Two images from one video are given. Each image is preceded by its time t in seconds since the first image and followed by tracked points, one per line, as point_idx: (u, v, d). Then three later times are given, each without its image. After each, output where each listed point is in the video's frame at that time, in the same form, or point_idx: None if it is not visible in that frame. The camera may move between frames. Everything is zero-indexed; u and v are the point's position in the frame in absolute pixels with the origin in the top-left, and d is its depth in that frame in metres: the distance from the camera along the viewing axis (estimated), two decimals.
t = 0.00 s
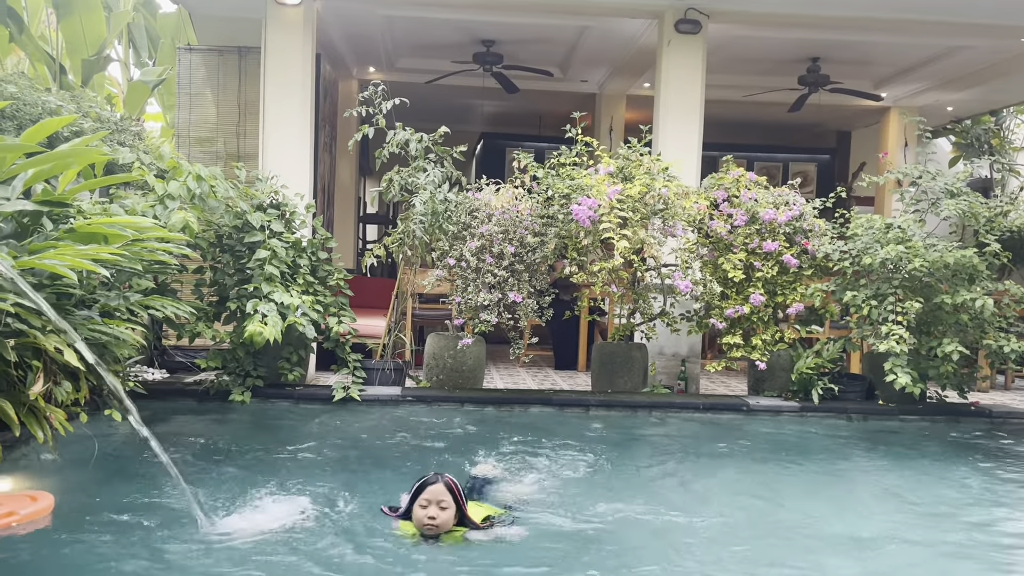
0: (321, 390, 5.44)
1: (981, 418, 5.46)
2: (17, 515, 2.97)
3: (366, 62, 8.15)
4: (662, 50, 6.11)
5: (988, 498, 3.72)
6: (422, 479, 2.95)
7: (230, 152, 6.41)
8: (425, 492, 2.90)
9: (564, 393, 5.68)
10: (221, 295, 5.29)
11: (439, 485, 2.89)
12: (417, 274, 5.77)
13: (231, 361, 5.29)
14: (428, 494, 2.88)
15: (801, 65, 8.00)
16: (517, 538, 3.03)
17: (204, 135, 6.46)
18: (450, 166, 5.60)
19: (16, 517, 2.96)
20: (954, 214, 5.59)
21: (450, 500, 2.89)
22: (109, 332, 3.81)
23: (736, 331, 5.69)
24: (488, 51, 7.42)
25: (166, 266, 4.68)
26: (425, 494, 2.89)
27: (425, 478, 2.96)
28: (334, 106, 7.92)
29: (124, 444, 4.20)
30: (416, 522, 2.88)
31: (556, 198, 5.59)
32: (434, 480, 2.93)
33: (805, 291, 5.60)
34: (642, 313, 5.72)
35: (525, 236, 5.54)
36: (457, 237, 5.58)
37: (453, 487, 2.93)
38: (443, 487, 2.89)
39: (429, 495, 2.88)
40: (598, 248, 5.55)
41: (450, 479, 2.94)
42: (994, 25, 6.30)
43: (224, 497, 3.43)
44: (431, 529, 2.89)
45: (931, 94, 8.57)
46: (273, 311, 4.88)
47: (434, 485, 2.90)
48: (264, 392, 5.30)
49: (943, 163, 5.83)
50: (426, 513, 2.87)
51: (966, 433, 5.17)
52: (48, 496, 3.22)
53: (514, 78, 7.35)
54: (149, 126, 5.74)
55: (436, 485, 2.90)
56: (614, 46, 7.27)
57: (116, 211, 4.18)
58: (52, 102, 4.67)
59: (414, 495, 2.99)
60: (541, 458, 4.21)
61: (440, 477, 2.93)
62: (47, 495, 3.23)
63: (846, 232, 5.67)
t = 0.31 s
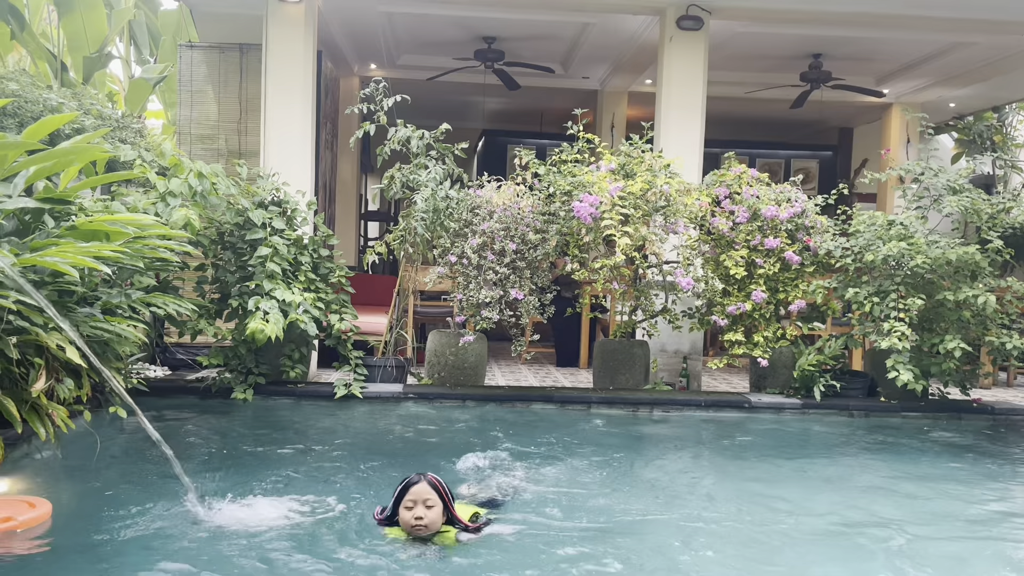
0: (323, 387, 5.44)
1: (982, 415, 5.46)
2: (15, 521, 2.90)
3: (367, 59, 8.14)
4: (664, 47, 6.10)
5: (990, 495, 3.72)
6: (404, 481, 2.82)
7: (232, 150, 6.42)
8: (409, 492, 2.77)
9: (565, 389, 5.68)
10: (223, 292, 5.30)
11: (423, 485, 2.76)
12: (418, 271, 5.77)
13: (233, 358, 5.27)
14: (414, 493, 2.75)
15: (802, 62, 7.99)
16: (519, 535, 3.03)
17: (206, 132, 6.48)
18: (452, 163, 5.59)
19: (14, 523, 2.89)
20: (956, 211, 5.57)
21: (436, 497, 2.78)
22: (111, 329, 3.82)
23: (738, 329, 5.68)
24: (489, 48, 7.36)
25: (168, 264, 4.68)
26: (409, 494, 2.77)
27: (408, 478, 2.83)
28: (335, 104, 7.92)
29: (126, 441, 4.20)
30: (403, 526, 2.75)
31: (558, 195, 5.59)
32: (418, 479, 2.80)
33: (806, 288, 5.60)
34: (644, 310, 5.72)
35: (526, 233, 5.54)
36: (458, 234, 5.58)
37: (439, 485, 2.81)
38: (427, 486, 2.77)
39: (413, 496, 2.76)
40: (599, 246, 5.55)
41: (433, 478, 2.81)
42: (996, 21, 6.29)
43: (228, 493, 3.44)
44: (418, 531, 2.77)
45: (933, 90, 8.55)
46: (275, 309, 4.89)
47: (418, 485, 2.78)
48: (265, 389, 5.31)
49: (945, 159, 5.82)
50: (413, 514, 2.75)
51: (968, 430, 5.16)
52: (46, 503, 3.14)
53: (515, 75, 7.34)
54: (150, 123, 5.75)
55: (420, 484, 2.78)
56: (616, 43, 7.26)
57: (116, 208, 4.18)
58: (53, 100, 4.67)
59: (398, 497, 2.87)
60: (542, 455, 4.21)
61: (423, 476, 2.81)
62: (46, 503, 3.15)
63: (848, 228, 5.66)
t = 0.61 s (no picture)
0: (323, 383, 5.45)
1: (983, 411, 5.46)
2: (24, 509, 3.00)
3: (368, 55, 8.13)
4: (665, 42, 6.09)
5: (991, 492, 3.72)
6: (398, 479, 2.71)
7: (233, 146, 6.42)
8: (404, 492, 2.66)
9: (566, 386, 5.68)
10: (224, 288, 5.30)
11: (419, 485, 2.66)
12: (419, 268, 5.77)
13: (234, 355, 5.27)
14: (409, 493, 2.64)
15: (804, 58, 7.97)
16: (521, 532, 3.03)
17: (207, 128, 6.49)
18: (452, 159, 5.57)
19: (22, 511, 2.98)
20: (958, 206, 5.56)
21: (432, 498, 2.67)
22: (112, 326, 3.82)
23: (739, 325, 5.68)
24: (491, 44, 7.42)
25: (168, 260, 4.67)
26: (404, 495, 2.66)
27: (401, 478, 2.71)
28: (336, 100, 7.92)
29: (126, 438, 4.20)
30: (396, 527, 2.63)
31: (559, 192, 5.58)
32: (412, 479, 2.68)
33: (807, 284, 5.59)
34: (644, 307, 5.72)
35: (527, 229, 5.53)
36: (459, 230, 5.57)
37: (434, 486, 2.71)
38: (423, 486, 2.67)
39: (409, 496, 2.65)
40: (599, 242, 5.54)
41: (429, 478, 2.71)
42: (998, 17, 6.26)
43: (228, 490, 3.44)
44: (412, 533, 2.65)
45: (935, 86, 8.52)
46: (275, 305, 4.88)
47: (413, 484, 2.67)
48: (266, 386, 5.31)
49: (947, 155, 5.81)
50: (408, 515, 2.63)
51: (969, 426, 5.16)
52: (52, 492, 3.21)
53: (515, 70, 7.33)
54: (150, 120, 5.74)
55: (415, 484, 2.67)
56: (617, 39, 7.25)
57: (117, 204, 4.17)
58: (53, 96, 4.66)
59: (391, 497, 2.75)
60: (543, 452, 4.21)
61: (419, 476, 2.70)
62: (51, 490, 3.26)
63: (849, 225, 5.65)
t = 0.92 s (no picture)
0: (324, 378, 5.45)
1: (985, 408, 5.45)
2: (13, 506, 2.95)
3: (368, 50, 8.12)
4: (665, 37, 6.08)
5: (991, 487, 3.72)
6: (387, 479, 2.70)
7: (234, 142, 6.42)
8: (392, 492, 2.65)
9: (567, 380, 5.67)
10: (224, 283, 5.30)
11: (407, 485, 2.65)
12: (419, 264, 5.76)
13: (234, 350, 5.27)
14: (396, 493, 2.64)
15: (805, 53, 7.96)
16: (521, 527, 3.04)
17: (207, 123, 6.48)
18: (453, 154, 5.56)
19: (12, 508, 2.93)
20: (959, 201, 5.55)
21: (420, 498, 2.66)
22: (113, 321, 3.82)
23: (740, 320, 5.68)
24: (491, 38, 7.39)
25: (168, 256, 4.67)
26: (391, 494, 2.65)
27: (389, 477, 2.70)
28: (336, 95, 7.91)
29: (127, 433, 4.20)
30: (382, 527, 2.63)
31: (560, 187, 5.58)
32: (400, 479, 2.67)
33: (809, 279, 5.58)
34: (646, 302, 5.71)
35: (527, 224, 5.53)
36: (459, 225, 5.57)
37: (425, 487, 2.71)
38: (411, 485, 2.66)
39: (396, 495, 2.64)
40: (600, 237, 5.54)
41: (417, 477, 2.70)
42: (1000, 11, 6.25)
43: (228, 485, 3.44)
44: (398, 534, 2.65)
45: (936, 81, 8.50)
46: (275, 300, 4.89)
47: (402, 483, 2.66)
48: (267, 381, 5.30)
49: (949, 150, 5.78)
50: (393, 515, 2.63)
51: (970, 422, 5.16)
52: (44, 488, 3.18)
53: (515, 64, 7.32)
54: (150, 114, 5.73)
55: (404, 483, 2.66)
56: (617, 33, 7.23)
57: (116, 199, 4.16)
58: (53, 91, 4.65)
59: (379, 498, 2.74)
60: (543, 448, 4.20)
61: (408, 475, 2.69)
62: (42, 487, 3.21)
63: (851, 219, 5.63)
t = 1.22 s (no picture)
0: (324, 374, 5.46)
1: (983, 403, 5.46)
2: (15, 504, 2.93)
3: (368, 46, 8.11)
4: (665, 33, 6.07)
5: (990, 483, 3.72)
6: (382, 486, 2.56)
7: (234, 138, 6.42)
8: (388, 500, 2.50)
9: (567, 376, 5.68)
10: (224, 279, 5.30)
11: (403, 492, 2.51)
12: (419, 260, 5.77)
13: (234, 346, 5.28)
14: (393, 499, 2.49)
15: (805, 49, 7.95)
16: (521, 523, 3.05)
17: (207, 119, 6.48)
18: (452, 150, 5.55)
19: (14, 506, 2.91)
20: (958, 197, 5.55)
21: (418, 507, 2.51)
22: (112, 317, 3.83)
23: (739, 316, 5.68)
24: (491, 34, 7.37)
25: (168, 252, 4.67)
26: (387, 503, 2.50)
27: (384, 486, 2.57)
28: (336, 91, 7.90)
29: (127, 428, 4.21)
30: (379, 536, 2.47)
31: (559, 183, 5.58)
32: (396, 486, 2.53)
33: (808, 276, 5.59)
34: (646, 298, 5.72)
35: (527, 220, 5.53)
36: (459, 221, 5.57)
37: (423, 494, 2.56)
38: (408, 494, 2.51)
39: (393, 504, 2.49)
40: (600, 233, 5.54)
41: (415, 484, 2.56)
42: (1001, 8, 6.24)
43: (228, 480, 3.45)
44: (395, 544, 2.49)
45: (936, 77, 8.48)
46: (275, 296, 4.89)
47: (399, 490, 2.52)
48: (267, 377, 5.31)
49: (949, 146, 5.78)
50: (391, 524, 2.48)
51: (968, 417, 5.17)
52: (45, 484, 3.18)
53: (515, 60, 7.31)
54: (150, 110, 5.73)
55: (401, 490, 2.52)
56: (617, 29, 7.22)
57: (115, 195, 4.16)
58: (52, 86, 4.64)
59: (374, 507, 2.58)
60: (543, 443, 4.21)
61: (404, 482, 2.55)
62: (44, 484, 3.19)
63: (850, 216, 5.63)
